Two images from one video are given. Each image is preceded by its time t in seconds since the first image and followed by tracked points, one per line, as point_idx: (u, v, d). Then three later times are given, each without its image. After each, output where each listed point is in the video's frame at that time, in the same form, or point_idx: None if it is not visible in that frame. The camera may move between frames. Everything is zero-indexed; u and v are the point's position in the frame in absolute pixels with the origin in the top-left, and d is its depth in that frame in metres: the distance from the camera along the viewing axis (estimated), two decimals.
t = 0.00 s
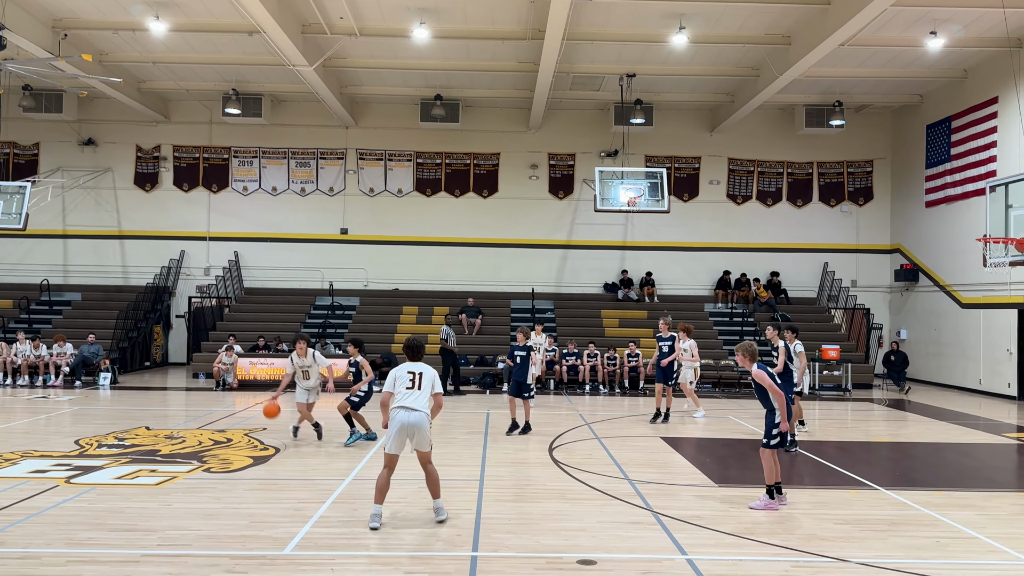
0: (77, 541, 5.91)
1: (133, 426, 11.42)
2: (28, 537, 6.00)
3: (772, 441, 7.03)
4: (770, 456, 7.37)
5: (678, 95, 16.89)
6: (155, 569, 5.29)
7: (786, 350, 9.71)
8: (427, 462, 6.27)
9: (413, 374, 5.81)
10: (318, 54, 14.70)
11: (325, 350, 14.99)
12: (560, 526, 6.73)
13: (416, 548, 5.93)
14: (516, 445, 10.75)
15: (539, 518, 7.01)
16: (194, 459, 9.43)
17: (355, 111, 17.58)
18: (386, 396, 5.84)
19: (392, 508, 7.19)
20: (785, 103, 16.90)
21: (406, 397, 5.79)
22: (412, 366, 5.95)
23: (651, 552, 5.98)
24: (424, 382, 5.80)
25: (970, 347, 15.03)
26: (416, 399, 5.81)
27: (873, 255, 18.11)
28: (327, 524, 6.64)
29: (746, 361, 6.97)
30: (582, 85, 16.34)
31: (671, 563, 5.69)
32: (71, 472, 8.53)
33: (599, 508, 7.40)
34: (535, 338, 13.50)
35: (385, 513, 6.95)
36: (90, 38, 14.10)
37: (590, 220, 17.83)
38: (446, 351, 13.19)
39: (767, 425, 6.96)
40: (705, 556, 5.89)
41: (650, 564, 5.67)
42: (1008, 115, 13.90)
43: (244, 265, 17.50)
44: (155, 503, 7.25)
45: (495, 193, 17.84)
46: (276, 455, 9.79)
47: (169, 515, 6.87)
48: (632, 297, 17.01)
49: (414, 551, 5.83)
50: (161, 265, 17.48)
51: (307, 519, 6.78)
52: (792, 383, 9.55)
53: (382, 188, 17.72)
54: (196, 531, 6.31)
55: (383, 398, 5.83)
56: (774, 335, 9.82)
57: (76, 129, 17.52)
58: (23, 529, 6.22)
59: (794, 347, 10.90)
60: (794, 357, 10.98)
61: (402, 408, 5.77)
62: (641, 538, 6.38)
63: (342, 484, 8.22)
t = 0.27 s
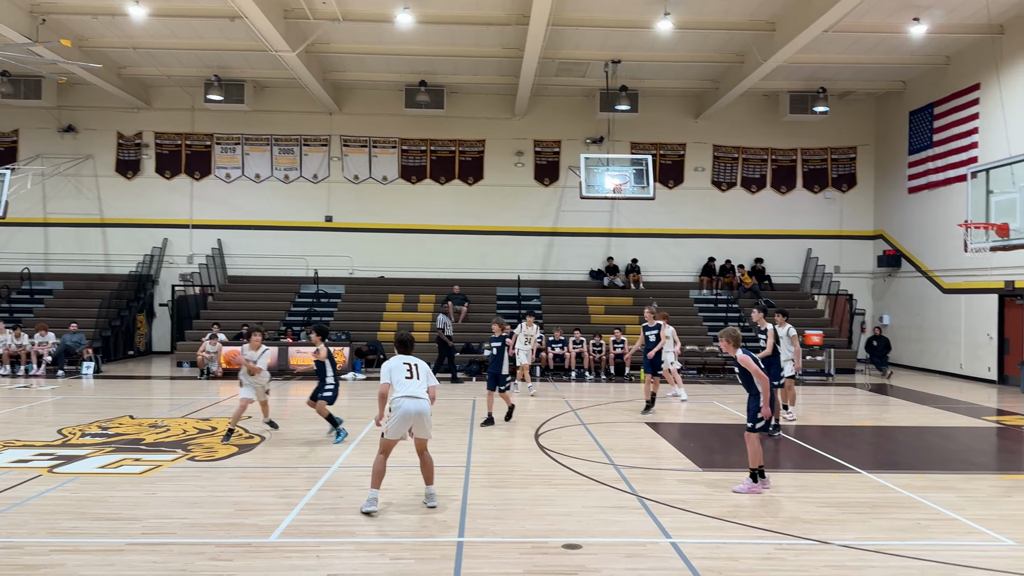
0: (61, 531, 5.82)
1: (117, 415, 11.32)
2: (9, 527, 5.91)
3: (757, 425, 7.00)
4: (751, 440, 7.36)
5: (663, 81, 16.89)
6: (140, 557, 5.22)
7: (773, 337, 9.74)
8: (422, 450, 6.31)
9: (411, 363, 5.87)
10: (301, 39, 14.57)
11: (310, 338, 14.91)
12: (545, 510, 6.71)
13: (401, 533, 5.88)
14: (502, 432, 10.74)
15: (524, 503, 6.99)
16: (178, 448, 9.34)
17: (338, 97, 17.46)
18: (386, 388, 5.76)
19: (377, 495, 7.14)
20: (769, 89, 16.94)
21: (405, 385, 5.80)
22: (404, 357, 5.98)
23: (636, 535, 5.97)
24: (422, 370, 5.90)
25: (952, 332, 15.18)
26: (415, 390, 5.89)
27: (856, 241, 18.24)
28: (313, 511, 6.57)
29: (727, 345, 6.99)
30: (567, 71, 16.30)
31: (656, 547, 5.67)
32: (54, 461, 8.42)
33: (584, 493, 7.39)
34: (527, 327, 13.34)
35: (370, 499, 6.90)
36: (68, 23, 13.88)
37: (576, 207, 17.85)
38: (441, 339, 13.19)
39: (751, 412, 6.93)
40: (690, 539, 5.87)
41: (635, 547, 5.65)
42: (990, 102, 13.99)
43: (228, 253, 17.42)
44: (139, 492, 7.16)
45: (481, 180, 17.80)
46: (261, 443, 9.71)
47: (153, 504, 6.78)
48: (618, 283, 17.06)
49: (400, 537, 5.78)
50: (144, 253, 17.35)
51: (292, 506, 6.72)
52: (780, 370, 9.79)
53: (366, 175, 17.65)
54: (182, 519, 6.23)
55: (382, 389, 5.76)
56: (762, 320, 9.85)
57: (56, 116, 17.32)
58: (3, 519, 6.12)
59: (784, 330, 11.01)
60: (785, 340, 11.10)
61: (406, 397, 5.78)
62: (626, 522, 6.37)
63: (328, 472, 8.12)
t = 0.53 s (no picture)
0: (39, 523, 5.67)
1: (96, 407, 11.15)
2: None
3: (739, 411, 7.00)
4: (734, 425, 7.37)
5: (645, 69, 16.91)
6: (121, 549, 5.08)
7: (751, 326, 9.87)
8: (403, 437, 6.19)
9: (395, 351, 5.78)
10: (280, 27, 14.39)
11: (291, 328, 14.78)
12: (528, 497, 6.64)
13: (383, 522, 5.78)
14: (485, 421, 10.66)
15: (508, 491, 6.90)
16: (159, 439, 9.17)
17: (318, 85, 17.34)
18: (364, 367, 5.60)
19: (359, 484, 7.01)
20: (750, 78, 16.99)
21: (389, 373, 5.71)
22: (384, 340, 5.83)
23: (618, 521, 5.91)
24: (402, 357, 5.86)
25: (931, 320, 15.33)
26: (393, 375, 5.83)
27: (836, 229, 18.39)
28: (296, 501, 6.44)
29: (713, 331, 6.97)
30: (549, 59, 16.26)
31: (639, 532, 5.62)
32: (31, 454, 8.25)
33: (568, 481, 7.32)
34: (517, 316, 13.19)
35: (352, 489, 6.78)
36: (41, 9, 13.63)
37: (558, 196, 17.87)
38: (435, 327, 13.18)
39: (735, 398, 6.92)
40: (672, 525, 5.82)
41: (616, 533, 5.60)
42: (967, 91, 14.11)
43: (206, 243, 17.29)
44: (118, 483, 7.00)
45: (463, 169, 17.76)
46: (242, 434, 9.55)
47: (134, 495, 6.61)
48: (600, 272, 17.12)
49: (384, 526, 5.67)
50: (122, 243, 17.19)
51: (273, 495, 6.60)
52: (757, 355, 9.85)
53: (347, 163, 17.54)
54: (163, 510, 6.08)
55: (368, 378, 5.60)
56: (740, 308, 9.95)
57: (31, 104, 17.07)
58: None
59: (773, 319, 11.07)
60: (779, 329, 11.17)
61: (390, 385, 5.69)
62: (610, 509, 6.31)
63: (309, 462, 7.94)
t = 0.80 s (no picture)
0: (19, 519, 5.56)
1: (78, 402, 10.99)
2: None
3: (727, 403, 7.07)
4: (724, 418, 7.39)
5: (629, 62, 16.93)
6: (102, 545, 4.98)
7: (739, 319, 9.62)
8: (396, 433, 6.14)
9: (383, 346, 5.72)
10: (263, 19, 14.26)
11: (276, 323, 14.71)
12: (513, 489, 6.60)
13: (369, 515, 5.72)
14: (472, 414, 10.60)
15: (493, 483, 6.85)
16: (142, 433, 9.03)
17: (301, 78, 17.24)
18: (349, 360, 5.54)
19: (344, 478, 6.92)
20: (734, 71, 17.05)
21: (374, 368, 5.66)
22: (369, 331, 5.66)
23: (604, 513, 5.87)
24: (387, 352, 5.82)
25: (914, 312, 15.44)
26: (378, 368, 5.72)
27: (820, 222, 18.51)
28: (281, 495, 6.34)
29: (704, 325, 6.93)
30: (533, 52, 16.25)
31: (624, 524, 5.59)
32: (11, 449, 8.10)
33: (554, 473, 7.28)
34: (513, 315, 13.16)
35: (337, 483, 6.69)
36: None
37: (543, 189, 17.89)
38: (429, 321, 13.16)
39: (724, 392, 6.98)
40: (658, 516, 5.80)
41: (603, 524, 5.57)
42: (949, 84, 14.20)
43: (190, 237, 17.19)
44: (101, 478, 6.87)
45: (448, 162, 17.73)
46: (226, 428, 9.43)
47: (116, 490, 6.50)
48: (585, 265, 17.17)
49: (369, 519, 5.61)
50: (104, 236, 17.06)
51: (258, 489, 6.52)
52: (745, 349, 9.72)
53: (331, 156, 17.47)
54: (146, 505, 5.98)
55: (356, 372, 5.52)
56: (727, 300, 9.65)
57: (10, 97, 16.87)
58: None
59: (771, 313, 10.75)
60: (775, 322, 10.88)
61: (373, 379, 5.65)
62: (596, 500, 6.27)
63: (294, 456, 7.82)
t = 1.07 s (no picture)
0: None
1: (60, 399, 10.85)
2: None
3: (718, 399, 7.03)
4: (714, 416, 7.38)
5: (614, 58, 16.95)
6: (84, 544, 4.92)
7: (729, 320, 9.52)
8: (382, 427, 6.11)
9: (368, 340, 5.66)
10: (246, 13, 14.14)
11: (260, 319, 14.62)
12: (497, 485, 6.58)
13: (354, 512, 5.67)
14: (458, 410, 10.55)
15: (478, 478, 6.82)
16: (125, 430, 8.91)
17: (285, 72, 17.15)
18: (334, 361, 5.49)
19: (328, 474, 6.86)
20: (718, 67, 17.11)
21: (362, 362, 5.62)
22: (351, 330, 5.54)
23: (589, 508, 5.86)
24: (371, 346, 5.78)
25: (897, 307, 15.57)
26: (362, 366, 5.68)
27: (803, 218, 18.64)
28: (265, 492, 6.28)
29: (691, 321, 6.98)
30: (519, 47, 16.24)
31: (608, 519, 5.59)
32: None
33: (539, 468, 7.26)
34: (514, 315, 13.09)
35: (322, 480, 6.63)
36: None
37: (529, 184, 17.90)
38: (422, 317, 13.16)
39: (714, 387, 6.94)
40: (642, 511, 5.80)
41: (587, 519, 5.57)
42: (931, 81, 14.30)
43: (173, 233, 17.07)
44: (83, 476, 6.79)
45: (433, 157, 17.69)
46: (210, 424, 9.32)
47: (98, 488, 6.41)
48: (571, 261, 17.24)
49: (354, 516, 5.57)
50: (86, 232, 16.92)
51: (242, 486, 6.45)
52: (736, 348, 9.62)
53: (316, 151, 17.39)
54: (128, 503, 5.91)
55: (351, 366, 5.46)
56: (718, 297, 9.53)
57: None
58: None
59: (759, 311, 10.87)
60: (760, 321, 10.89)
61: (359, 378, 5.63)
62: (580, 495, 6.27)
63: (279, 452, 7.74)
